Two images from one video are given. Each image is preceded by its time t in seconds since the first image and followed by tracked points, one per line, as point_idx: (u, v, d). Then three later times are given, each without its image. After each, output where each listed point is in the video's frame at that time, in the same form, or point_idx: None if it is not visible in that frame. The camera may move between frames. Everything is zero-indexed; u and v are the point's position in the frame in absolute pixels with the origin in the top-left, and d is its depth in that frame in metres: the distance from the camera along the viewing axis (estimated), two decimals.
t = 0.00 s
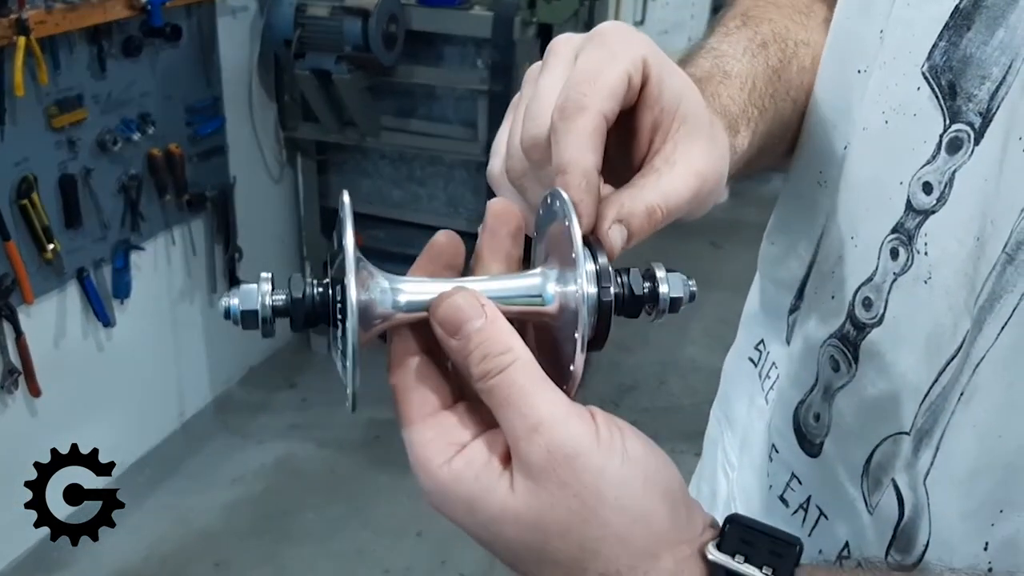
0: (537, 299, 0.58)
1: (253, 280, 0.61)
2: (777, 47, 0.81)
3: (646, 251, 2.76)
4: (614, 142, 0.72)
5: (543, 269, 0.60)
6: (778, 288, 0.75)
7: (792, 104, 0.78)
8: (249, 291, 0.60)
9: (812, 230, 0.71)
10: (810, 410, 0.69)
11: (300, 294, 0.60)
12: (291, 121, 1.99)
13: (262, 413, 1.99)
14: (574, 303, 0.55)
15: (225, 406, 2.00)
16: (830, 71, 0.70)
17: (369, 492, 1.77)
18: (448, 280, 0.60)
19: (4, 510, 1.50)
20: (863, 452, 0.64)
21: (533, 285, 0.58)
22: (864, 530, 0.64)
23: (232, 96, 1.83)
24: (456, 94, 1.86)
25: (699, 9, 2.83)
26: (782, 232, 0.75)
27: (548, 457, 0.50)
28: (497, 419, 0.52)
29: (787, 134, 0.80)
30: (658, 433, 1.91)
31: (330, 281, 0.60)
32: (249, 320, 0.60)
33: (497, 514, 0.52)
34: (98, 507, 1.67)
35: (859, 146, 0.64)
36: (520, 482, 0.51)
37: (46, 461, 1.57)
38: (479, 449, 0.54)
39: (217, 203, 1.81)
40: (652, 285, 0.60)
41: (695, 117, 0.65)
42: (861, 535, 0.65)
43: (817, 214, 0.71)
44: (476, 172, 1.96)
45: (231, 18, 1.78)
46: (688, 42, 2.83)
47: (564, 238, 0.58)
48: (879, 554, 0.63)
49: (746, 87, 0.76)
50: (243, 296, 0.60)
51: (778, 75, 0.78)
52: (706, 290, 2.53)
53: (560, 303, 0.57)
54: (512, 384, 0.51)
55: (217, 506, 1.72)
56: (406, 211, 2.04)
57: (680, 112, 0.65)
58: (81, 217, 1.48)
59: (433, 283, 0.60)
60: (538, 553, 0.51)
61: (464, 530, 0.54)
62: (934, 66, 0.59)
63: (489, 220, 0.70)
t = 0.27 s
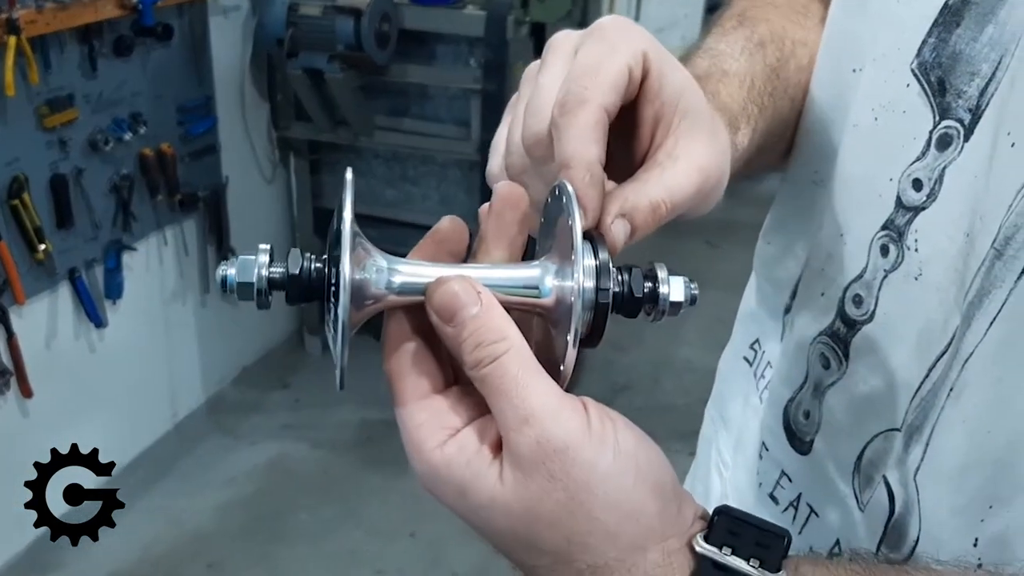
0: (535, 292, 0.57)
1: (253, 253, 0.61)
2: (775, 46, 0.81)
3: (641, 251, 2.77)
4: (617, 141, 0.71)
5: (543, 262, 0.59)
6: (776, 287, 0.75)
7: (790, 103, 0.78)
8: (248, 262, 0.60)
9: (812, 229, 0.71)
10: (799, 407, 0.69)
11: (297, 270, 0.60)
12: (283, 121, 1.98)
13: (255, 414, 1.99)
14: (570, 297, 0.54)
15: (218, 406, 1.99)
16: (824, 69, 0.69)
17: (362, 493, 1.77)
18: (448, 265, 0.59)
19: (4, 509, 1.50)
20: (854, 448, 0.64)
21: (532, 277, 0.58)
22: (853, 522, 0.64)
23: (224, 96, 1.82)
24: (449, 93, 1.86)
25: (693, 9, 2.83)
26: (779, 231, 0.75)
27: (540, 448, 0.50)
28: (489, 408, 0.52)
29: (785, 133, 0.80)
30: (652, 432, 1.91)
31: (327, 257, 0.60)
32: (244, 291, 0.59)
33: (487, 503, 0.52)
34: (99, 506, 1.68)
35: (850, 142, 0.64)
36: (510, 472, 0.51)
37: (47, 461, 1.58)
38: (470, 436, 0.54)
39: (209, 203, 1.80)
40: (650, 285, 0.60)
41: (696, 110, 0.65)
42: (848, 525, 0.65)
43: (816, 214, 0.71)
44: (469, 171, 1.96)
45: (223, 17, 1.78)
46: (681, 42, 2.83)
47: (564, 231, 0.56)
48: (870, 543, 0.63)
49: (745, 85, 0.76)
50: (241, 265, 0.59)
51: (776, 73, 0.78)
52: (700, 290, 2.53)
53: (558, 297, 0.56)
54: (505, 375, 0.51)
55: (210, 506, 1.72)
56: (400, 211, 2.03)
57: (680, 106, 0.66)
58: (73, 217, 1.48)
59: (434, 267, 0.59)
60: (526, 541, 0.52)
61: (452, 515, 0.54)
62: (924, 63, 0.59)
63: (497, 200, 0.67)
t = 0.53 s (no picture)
0: (535, 308, 0.58)
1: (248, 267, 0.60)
2: (766, 37, 0.81)
3: (636, 251, 2.77)
4: (601, 119, 0.71)
5: (542, 277, 0.60)
6: (769, 288, 0.76)
7: (780, 92, 0.78)
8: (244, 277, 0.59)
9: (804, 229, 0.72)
10: (796, 409, 0.69)
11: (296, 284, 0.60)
12: (278, 121, 1.98)
13: (250, 414, 1.99)
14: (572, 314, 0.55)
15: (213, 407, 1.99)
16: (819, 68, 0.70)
17: (358, 494, 1.77)
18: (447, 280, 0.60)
19: (4, 509, 1.51)
20: (851, 449, 0.64)
21: (532, 294, 0.58)
22: (856, 532, 0.64)
23: (218, 96, 1.82)
24: (444, 94, 1.86)
25: (688, 9, 2.84)
26: (774, 232, 0.75)
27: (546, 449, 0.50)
28: (492, 413, 0.52)
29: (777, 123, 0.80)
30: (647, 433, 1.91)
31: (326, 273, 0.60)
32: (243, 307, 0.59)
33: (494, 512, 0.51)
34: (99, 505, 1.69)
35: (844, 143, 0.65)
36: (516, 477, 0.51)
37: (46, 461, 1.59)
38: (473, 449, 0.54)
39: (204, 204, 1.80)
40: (645, 303, 0.59)
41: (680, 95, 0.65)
42: (851, 538, 0.65)
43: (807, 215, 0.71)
44: (464, 171, 1.96)
45: (217, 17, 1.78)
46: (676, 41, 2.83)
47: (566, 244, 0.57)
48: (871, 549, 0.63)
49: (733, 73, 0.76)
50: (238, 282, 0.59)
51: (766, 62, 0.79)
52: (695, 290, 2.54)
53: (558, 314, 0.57)
54: (509, 376, 0.51)
55: (205, 508, 1.72)
56: (394, 211, 2.04)
57: (665, 87, 0.66)
58: (67, 217, 1.47)
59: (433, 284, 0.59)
60: (535, 550, 0.51)
61: (457, 532, 0.54)
62: (919, 64, 0.59)
63: (489, 228, 0.68)
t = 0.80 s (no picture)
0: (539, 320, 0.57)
1: (257, 267, 0.59)
2: (749, 12, 0.81)
3: (632, 250, 2.77)
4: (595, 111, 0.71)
5: (547, 291, 0.60)
6: (762, 286, 0.76)
7: (762, 69, 0.78)
8: (253, 277, 0.58)
9: (794, 224, 0.72)
10: (796, 408, 0.69)
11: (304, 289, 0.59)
12: (273, 121, 1.97)
13: (246, 415, 1.98)
14: (578, 328, 0.55)
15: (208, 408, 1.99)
16: (812, 66, 0.70)
17: (354, 495, 1.76)
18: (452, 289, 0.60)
19: (4, 510, 1.51)
20: (852, 448, 0.64)
21: (535, 308, 0.58)
22: (861, 539, 0.64)
23: (214, 97, 1.82)
24: (439, 94, 1.86)
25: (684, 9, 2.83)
26: (767, 230, 0.75)
27: (554, 441, 0.50)
28: (498, 411, 0.52)
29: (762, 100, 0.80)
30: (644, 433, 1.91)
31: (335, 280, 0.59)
32: (249, 307, 0.58)
33: (503, 512, 0.50)
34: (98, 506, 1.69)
35: (842, 141, 0.65)
36: (525, 473, 0.51)
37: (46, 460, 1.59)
38: (478, 454, 0.53)
39: (199, 204, 1.79)
40: (645, 323, 0.59)
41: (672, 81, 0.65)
42: (856, 542, 0.64)
43: (798, 212, 0.71)
44: (460, 172, 1.96)
45: (212, 18, 1.78)
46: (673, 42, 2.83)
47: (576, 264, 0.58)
48: (878, 551, 0.62)
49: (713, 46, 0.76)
50: (248, 282, 0.58)
51: (749, 37, 0.79)
52: (691, 290, 2.54)
53: (561, 326, 0.57)
54: (515, 372, 0.51)
55: (201, 509, 1.71)
56: (389, 212, 2.03)
57: (654, 65, 0.66)
58: (62, 217, 1.47)
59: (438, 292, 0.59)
60: (545, 552, 0.50)
61: (461, 541, 0.52)
62: (920, 62, 0.60)
63: (489, 249, 0.69)
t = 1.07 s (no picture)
0: (546, 326, 0.57)
1: (269, 289, 0.59)
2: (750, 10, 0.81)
3: (630, 250, 2.77)
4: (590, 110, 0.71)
5: (553, 296, 0.60)
6: (762, 285, 0.76)
7: (763, 66, 0.79)
8: (266, 300, 0.58)
9: (795, 222, 0.72)
10: (801, 407, 0.69)
11: (316, 308, 0.58)
12: (271, 121, 1.96)
13: (244, 416, 1.98)
14: (585, 332, 0.55)
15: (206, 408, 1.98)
16: (812, 64, 0.70)
17: (353, 495, 1.76)
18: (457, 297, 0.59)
19: (4, 510, 1.51)
20: (856, 448, 0.64)
21: (542, 313, 0.58)
22: (866, 541, 0.64)
23: (211, 97, 1.82)
24: (437, 94, 1.86)
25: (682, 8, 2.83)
26: (767, 229, 0.75)
27: (563, 443, 0.50)
28: (506, 414, 0.51)
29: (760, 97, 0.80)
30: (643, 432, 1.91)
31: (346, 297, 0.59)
32: (265, 330, 0.58)
33: (511, 514, 0.50)
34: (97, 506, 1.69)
35: (845, 140, 0.65)
36: (532, 476, 0.50)
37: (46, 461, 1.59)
38: (486, 458, 0.53)
39: (197, 204, 1.79)
40: (648, 322, 0.59)
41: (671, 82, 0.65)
42: (860, 542, 0.64)
43: (799, 211, 0.71)
44: (458, 171, 1.95)
45: (210, 18, 1.77)
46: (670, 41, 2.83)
47: (579, 266, 0.58)
48: (885, 553, 0.62)
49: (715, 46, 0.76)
50: (261, 305, 0.58)
51: (750, 36, 0.79)
52: (689, 289, 2.54)
53: (568, 331, 0.57)
54: (522, 375, 0.51)
55: (200, 509, 1.71)
56: (387, 212, 2.03)
57: (655, 64, 0.66)
58: (59, 217, 1.47)
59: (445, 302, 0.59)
60: (554, 552, 0.50)
61: (470, 542, 0.52)
62: (922, 62, 0.60)
63: (495, 259, 0.69)
